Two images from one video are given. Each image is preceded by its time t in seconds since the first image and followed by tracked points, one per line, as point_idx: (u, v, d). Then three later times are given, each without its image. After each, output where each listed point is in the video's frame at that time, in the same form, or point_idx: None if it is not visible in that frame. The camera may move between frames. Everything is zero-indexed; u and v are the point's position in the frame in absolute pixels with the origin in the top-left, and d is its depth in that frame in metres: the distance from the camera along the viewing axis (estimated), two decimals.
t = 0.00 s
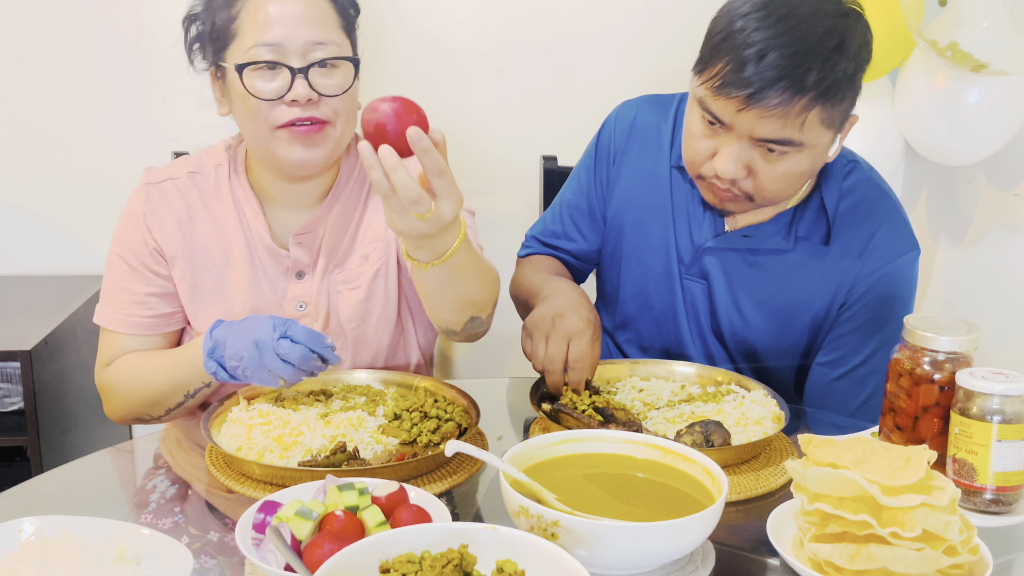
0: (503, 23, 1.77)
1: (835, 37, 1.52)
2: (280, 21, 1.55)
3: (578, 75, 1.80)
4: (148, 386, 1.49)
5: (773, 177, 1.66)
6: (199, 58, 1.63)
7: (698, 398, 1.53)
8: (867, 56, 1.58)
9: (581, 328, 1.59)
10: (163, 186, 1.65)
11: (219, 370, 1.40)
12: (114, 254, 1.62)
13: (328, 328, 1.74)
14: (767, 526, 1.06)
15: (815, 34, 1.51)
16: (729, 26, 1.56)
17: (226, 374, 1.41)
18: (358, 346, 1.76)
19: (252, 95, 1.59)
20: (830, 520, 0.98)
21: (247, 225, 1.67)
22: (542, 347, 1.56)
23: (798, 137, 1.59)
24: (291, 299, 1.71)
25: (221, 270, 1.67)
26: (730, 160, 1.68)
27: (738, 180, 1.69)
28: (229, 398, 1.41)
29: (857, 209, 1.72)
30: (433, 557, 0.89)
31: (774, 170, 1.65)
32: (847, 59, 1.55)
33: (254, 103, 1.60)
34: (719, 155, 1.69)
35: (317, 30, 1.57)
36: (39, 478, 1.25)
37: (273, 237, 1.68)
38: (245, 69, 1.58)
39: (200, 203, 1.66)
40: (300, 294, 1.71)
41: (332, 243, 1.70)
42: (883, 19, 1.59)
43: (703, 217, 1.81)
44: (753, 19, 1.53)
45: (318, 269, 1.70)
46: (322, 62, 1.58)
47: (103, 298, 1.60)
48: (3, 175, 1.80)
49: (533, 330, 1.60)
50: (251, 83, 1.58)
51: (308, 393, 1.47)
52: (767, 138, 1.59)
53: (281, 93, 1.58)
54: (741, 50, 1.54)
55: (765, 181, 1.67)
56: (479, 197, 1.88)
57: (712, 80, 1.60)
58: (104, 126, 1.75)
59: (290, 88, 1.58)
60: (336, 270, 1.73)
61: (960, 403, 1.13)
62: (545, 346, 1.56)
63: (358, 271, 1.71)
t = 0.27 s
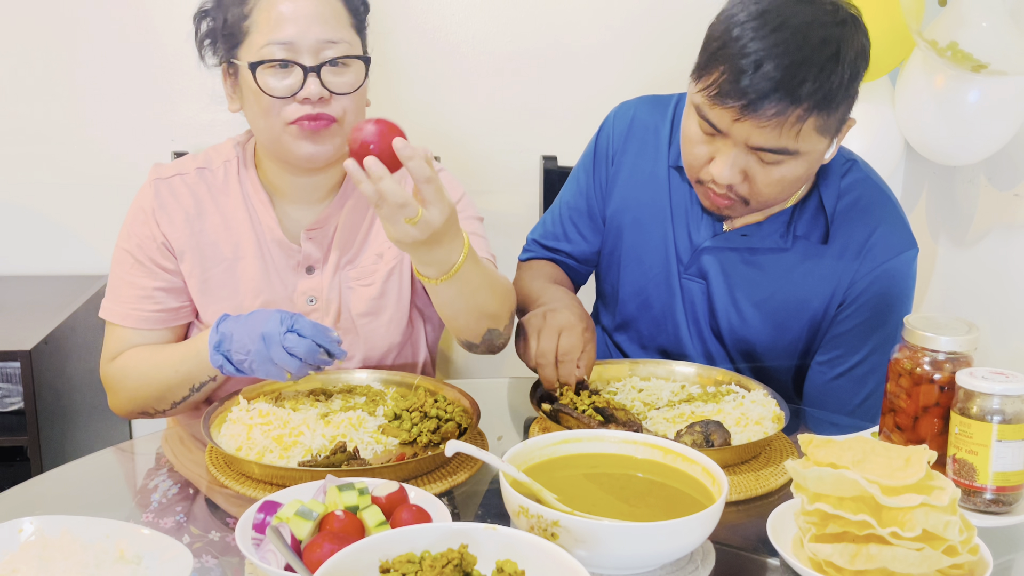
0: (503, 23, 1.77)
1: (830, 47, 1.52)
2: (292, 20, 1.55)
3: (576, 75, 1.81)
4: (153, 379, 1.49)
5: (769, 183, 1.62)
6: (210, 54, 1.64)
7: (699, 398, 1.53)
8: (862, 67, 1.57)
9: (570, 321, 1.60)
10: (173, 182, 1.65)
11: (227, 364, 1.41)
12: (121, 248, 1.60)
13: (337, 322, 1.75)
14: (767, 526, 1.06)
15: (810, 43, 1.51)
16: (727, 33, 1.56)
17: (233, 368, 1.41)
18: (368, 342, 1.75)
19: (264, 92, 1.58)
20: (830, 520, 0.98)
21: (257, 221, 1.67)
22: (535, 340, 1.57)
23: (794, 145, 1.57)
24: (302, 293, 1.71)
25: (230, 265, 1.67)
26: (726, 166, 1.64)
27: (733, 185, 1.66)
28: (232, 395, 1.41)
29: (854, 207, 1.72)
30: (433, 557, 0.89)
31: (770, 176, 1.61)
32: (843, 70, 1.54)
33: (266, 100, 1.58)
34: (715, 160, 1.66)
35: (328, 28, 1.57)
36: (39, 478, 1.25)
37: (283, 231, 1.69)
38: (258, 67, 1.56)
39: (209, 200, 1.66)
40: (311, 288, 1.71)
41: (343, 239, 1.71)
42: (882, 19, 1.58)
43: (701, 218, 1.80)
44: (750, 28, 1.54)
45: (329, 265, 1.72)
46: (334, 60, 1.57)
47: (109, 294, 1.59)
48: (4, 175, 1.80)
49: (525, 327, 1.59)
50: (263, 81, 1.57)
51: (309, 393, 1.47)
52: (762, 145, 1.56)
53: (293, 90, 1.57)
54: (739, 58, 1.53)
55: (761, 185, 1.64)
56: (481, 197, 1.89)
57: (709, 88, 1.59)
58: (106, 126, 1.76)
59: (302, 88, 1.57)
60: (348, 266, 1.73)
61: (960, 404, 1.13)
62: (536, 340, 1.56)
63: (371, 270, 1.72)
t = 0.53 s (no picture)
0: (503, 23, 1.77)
1: (833, 52, 1.54)
2: (301, 22, 1.59)
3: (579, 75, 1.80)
4: (154, 374, 1.50)
5: (771, 186, 1.64)
6: (217, 51, 1.67)
7: (698, 398, 1.53)
8: (867, 68, 1.59)
9: (571, 323, 1.59)
10: (176, 180, 1.66)
11: (227, 357, 1.42)
12: (124, 245, 1.60)
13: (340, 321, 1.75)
14: (767, 526, 1.06)
15: (812, 50, 1.52)
16: (731, 37, 1.57)
17: (233, 361, 1.43)
18: (371, 339, 1.76)
19: (274, 95, 1.62)
20: (830, 520, 0.98)
21: (260, 218, 1.68)
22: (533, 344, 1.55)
23: (796, 149, 1.59)
24: (305, 290, 1.72)
25: (233, 261, 1.68)
26: (727, 168, 1.66)
27: (736, 188, 1.68)
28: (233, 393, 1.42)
29: (853, 208, 1.72)
30: (433, 557, 0.89)
31: (772, 178, 1.63)
32: (847, 74, 1.56)
33: (274, 101, 1.62)
34: (717, 162, 1.68)
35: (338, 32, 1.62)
36: (39, 478, 1.25)
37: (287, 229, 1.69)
38: (269, 69, 1.60)
39: (212, 197, 1.67)
40: (314, 284, 1.72)
41: (347, 237, 1.73)
42: (883, 19, 1.58)
43: (701, 218, 1.80)
44: (753, 34, 1.55)
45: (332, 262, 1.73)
46: (341, 64, 1.62)
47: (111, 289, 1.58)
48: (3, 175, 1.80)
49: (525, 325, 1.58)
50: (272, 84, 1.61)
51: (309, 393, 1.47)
52: (765, 149, 1.59)
53: (302, 93, 1.61)
54: (741, 64, 1.55)
55: (763, 189, 1.66)
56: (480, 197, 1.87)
57: (711, 92, 1.61)
58: (105, 127, 1.75)
59: (309, 90, 1.61)
60: (352, 263, 1.75)
61: (960, 403, 1.13)
62: (536, 341, 1.55)
63: (374, 270, 1.74)
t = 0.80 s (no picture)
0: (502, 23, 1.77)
1: (836, 56, 1.46)
2: (305, 21, 1.53)
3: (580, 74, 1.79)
4: (150, 371, 1.51)
5: (772, 189, 1.61)
6: (215, 48, 1.64)
7: (698, 398, 1.53)
8: (868, 70, 1.53)
9: (573, 327, 1.57)
10: (173, 178, 1.66)
11: (219, 353, 1.43)
12: (121, 243, 1.60)
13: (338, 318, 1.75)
14: (767, 526, 1.06)
15: (817, 52, 1.45)
16: (731, 39, 1.48)
17: (225, 357, 1.43)
18: (370, 333, 1.76)
19: (278, 92, 1.55)
20: (830, 520, 0.98)
21: (257, 216, 1.69)
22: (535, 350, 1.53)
23: (798, 153, 1.55)
24: (303, 284, 1.72)
25: (231, 259, 1.68)
26: (729, 171, 1.62)
27: (736, 191, 1.64)
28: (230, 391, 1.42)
29: (853, 208, 1.72)
30: (433, 557, 0.89)
31: (773, 182, 1.60)
32: (849, 77, 1.49)
33: (281, 99, 1.56)
34: (718, 165, 1.64)
35: (344, 32, 1.56)
36: (39, 479, 1.25)
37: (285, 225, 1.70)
38: (274, 66, 1.53)
39: (210, 195, 1.67)
40: (312, 279, 1.72)
41: (348, 233, 1.73)
42: (883, 18, 1.58)
43: (701, 218, 1.80)
44: (756, 37, 1.46)
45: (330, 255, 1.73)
46: (346, 63, 1.55)
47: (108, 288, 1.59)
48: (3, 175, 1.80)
49: (526, 330, 1.57)
50: (276, 80, 1.54)
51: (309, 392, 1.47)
52: (767, 153, 1.55)
53: (308, 91, 1.55)
54: (743, 68, 1.47)
55: (764, 191, 1.63)
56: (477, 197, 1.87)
57: (711, 94, 1.55)
58: (105, 126, 1.75)
59: (315, 87, 1.55)
60: (353, 259, 1.75)
61: (961, 403, 1.13)
62: (537, 347, 1.53)
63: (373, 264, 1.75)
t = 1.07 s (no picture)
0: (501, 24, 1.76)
1: (839, 61, 1.51)
2: (313, 49, 1.52)
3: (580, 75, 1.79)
4: (141, 371, 1.51)
5: (773, 192, 1.63)
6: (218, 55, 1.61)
7: (699, 398, 1.53)
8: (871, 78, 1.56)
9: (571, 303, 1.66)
10: (174, 177, 1.65)
11: (210, 356, 1.44)
12: (119, 242, 1.60)
13: (341, 320, 1.75)
14: (767, 526, 1.06)
15: (820, 57, 1.49)
16: (736, 44, 1.53)
17: (216, 360, 1.45)
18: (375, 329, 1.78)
19: (290, 122, 1.53)
20: (830, 520, 0.98)
21: (261, 216, 1.68)
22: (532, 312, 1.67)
23: (800, 158, 1.57)
24: (307, 283, 1.73)
25: (232, 259, 1.68)
26: (730, 174, 1.64)
27: (738, 194, 1.66)
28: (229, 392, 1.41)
29: (853, 209, 1.72)
30: (433, 556, 0.89)
31: (774, 185, 1.62)
32: (851, 83, 1.53)
33: (293, 130, 1.54)
34: (720, 169, 1.66)
35: (352, 54, 1.54)
36: (39, 479, 1.25)
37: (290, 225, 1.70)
38: (284, 100, 1.51)
39: (212, 195, 1.66)
40: (315, 279, 1.73)
41: (349, 234, 1.73)
42: (883, 19, 1.58)
43: (701, 219, 1.80)
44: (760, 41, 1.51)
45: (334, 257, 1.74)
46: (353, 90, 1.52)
47: (106, 286, 1.58)
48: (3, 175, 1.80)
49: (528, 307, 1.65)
50: (289, 112, 1.52)
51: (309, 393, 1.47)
52: (769, 157, 1.56)
53: (318, 120, 1.52)
54: (748, 72, 1.51)
55: (766, 194, 1.64)
56: (475, 197, 1.87)
57: (714, 99, 1.57)
58: (105, 127, 1.75)
59: (325, 117, 1.52)
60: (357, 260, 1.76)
61: (961, 403, 1.13)
62: (538, 320, 1.62)
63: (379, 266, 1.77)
